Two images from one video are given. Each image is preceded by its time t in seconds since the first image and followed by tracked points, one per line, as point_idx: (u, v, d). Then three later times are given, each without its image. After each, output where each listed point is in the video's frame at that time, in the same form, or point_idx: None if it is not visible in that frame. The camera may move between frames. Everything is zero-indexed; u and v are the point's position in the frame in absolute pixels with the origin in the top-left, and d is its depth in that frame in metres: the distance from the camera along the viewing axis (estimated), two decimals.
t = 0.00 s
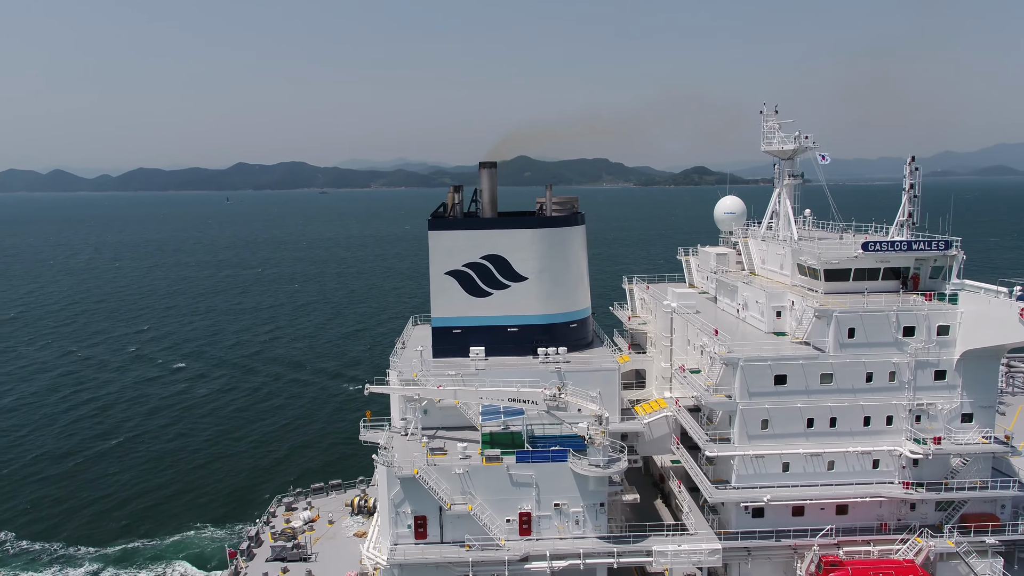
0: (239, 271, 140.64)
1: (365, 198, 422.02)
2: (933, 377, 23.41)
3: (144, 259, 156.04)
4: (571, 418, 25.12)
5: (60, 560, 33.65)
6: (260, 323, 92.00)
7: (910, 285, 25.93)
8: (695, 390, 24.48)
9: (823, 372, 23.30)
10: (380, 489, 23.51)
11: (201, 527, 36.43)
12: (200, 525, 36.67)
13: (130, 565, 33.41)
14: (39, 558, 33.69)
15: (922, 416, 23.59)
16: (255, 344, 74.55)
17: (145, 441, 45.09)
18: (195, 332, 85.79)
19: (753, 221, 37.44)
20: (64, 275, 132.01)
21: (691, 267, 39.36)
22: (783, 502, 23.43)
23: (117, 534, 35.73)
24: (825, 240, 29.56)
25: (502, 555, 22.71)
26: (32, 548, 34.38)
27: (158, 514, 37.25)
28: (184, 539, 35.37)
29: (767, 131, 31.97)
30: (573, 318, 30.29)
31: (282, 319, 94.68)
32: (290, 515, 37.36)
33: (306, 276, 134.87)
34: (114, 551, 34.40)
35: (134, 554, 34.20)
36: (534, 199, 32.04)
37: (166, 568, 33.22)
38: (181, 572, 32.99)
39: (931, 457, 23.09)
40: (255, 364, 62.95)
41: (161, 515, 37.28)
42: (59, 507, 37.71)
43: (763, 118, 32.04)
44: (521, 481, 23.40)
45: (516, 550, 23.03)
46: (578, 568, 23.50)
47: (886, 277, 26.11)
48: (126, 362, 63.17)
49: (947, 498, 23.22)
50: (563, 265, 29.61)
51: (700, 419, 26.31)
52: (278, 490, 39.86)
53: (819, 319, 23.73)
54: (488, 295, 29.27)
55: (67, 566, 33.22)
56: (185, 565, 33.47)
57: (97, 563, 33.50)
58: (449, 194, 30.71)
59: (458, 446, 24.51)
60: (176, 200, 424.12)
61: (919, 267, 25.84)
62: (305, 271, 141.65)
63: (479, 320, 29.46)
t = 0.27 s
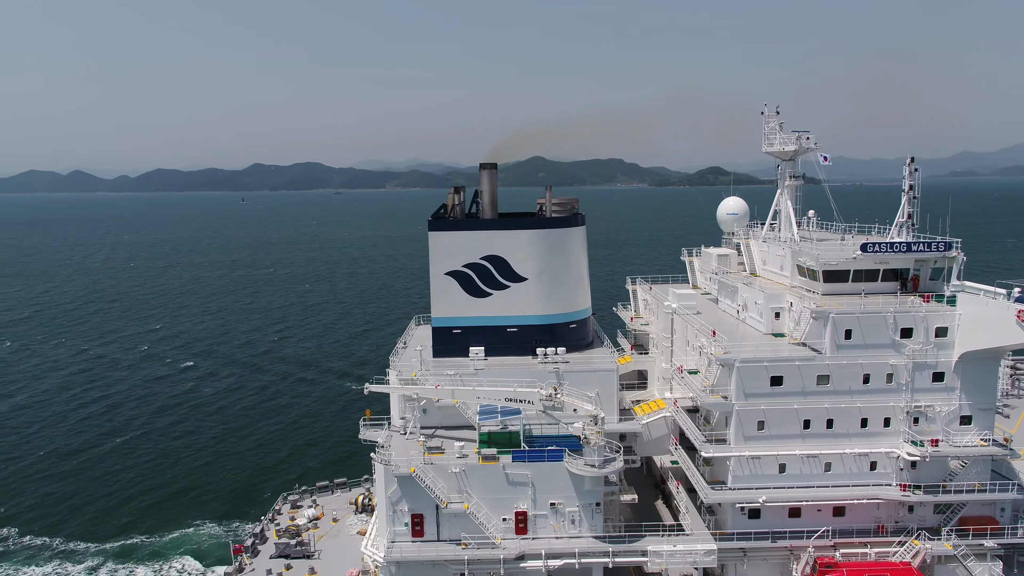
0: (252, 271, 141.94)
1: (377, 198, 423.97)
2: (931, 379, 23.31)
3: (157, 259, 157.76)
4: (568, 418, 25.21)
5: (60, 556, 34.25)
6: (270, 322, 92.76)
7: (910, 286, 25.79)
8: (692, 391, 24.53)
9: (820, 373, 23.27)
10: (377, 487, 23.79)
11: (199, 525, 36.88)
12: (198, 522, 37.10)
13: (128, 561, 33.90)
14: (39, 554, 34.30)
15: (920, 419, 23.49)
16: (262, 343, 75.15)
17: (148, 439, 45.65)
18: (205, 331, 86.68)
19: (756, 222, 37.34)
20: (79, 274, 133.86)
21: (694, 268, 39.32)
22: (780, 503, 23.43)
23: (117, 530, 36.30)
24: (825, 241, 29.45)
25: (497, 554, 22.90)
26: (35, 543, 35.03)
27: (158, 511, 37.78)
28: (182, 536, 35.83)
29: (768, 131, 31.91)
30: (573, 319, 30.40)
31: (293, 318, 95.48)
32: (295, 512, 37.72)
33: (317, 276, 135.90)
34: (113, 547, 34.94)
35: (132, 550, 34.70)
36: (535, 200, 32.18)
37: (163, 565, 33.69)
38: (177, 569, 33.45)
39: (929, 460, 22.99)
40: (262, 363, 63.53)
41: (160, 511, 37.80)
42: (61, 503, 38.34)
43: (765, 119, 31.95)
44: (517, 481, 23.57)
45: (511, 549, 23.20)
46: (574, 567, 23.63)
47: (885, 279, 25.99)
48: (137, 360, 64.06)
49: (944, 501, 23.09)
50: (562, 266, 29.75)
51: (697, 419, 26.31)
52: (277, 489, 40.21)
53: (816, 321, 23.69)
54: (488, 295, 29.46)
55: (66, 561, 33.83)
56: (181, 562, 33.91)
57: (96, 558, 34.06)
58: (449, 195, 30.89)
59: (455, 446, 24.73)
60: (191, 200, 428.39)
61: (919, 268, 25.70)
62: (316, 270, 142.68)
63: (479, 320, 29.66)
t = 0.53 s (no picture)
0: (264, 271, 143.20)
1: (389, 199, 425.97)
2: (929, 381, 23.23)
3: (172, 259, 159.63)
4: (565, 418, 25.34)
5: (61, 551, 34.87)
6: (280, 322, 93.59)
7: (910, 288, 25.68)
8: (689, 391, 24.59)
9: (816, 374, 23.27)
10: (376, 485, 24.08)
11: (197, 522, 37.29)
12: (197, 519, 37.53)
13: (126, 557, 34.41)
14: (41, 549, 34.92)
15: (918, 420, 23.40)
16: (271, 343, 75.83)
17: (151, 436, 46.26)
18: (216, 331, 87.58)
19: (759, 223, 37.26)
20: (95, 273, 135.82)
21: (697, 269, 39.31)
22: (775, 504, 23.43)
23: (117, 526, 36.84)
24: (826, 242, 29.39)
25: (493, 552, 23.10)
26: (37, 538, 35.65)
27: (158, 508, 38.27)
28: (180, 533, 36.29)
29: (770, 132, 31.90)
30: (572, 319, 30.53)
31: (303, 318, 96.24)
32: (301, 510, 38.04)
33: (328, 276, 136.85)
34: (113, 543, 35.48)
35: (131, 547, 35.21)
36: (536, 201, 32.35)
37: (161, 562, 34.15)
38: (174, 565, 33.90)
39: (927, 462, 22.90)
40: (269, 362, 64.09)
41: (160, 508, 38.30)
42: (64, 499, 38.98)
43: (766, 120, 31.94)
44: (514, 480, 23.75)
45: (507, 547, 23.39)
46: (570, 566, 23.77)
47: (885, 280, 25.90)
48: (147, 359, 64.91)
49: (942, 503, 22.99)
50: (562, 267, 29.90)
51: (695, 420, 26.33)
52: (276, 487, 40.55)
53: (813, 322, 23.68)
54: (488, 295, 29.68)
55: (67, 556, 34.42)
56: (178, 559, 34.34)
57: (95, 554, 34.61)
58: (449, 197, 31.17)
59: (453, 444, 24.97)
60: (206, 201, 432.73)
61: (919, 269, 25.59)
62: (327, 270, 143.72)
63: (479, 320, 29.88)
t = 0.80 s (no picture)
0: (276, 271, 144.48)
1: (401, 199, 427.69)
2: (927, 381, 23.17)
3: (186, 258, 161.50)
4: (562, 416, 25.53)
5: (62, 545, 35.48)
6: (290, 321, 94.44)
7: (909, 288, 25.60)
8: (686, 391, 24.68)
9: (813, 374, 23.28)
10: (375, 482, 24.39)
11: (196, 518, 37.71)
12: (196, 516, 37.95)
13: (125, 552, 34.94)
14: (44, 543, 35.55)
15: (915, 421, 23.33)
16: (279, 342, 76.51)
17: (155, 433, 46.86)
18: (227, 330, 88.54)
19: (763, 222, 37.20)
20: (110, 272, 137.72)
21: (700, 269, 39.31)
22: (771, 504, 23.47)
23: (118, 521, 37.41)
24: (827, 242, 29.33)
25: (490, 548, 23.35)
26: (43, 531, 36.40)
27: (158, 505, 38.76)
28: (178, 529, 36.74)
29: (771, 133, 31.88)
30: (573, 319, 30.69)
31: (314, 317, 96.99)
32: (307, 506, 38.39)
33: (339, 275, 137.83)
34: (113, 538, 36.05)
35: (130, 542, 35.73)
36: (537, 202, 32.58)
37: (160, 556, 34.68)
38: (172, 561, 34.36)
39: (924, 462, 22.83)
40: (276, 361, 64.67)
41: (160, 505, 38.81)
42: (68, 494, 39.66)
43: (768, 120, 31.94)
44: (511, 477, 23.97)
45: (504, 544, 23.64)
46: (566, 563, 23.98)
47: (884, 280, 25.84)
48: (156, 357, 65.75)
49: (939, 504, 22.90)
50: (562, 267, 30.09)
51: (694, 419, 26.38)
52: (278, 484, 40.94)
53: (809, 322, 23.69)
54: (488, 295, 29.93)
55: (68, 550, 35.03)
56: (177, 554, 34.82)
57: (96, 549, 35.18)
58: (449, 198, 31.42)
59: (452, 442, 25.23)
60: (219, 201, 436.58)
61: (918, 270, 25.52)
62: (339, 270, 144.77)
63: (479, 319, 30.12)
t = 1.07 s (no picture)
0: (288, 270, 145.76)
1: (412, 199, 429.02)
2: (924, 381, 23.14)
3: (199, 257, 163.25)
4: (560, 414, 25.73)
5: (65, 538, 36.14)
6: (300, 320, 95.25)
7: (909, 288, 25.55)
8: (684, 390, 24.80)
9: (810, 374, 23.33)
10: (374, 477, 24.74)
11: (196, 514, 38.21)
12: (196, 511, 38.46)
13: (126, 546, 35.53)
14: (46, 536, 36.21)
15: (913, 421, 23.29)
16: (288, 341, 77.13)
17: (160, 430, 47.52)
18: (237, 328, 89.43)
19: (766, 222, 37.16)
20: (125, 271, 139.50)
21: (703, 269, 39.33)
22: (767, 503, 23.53)
23: (120, 515, 38.01)
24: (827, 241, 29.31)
25: (487, 544, 23.62)
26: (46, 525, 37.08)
27: (159, 500, 39.32)
28: (178, 524, 37.26)
29: (772, 133, 31.88)
30: (573, 318, 30.87)
31: (323, 316, 97.74)
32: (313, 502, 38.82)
33: (350, 274, 138.78)
34: (114, 532, 36.64)
35: (131, 536, 36.32)
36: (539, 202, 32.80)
37: (159, 551, 35.22)
38: (171, 555, 34.91)
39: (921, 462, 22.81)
40: (282, 359, 65.28)
41: (162, 500, 39.35)
42: (73, 489, 40.35)
43: (769, 120, 31.93)
44: (508, 474, 24.22)
45: (501, 540, 23.90)
46: (563, 560, 24.21)
47: (884, 280, 25.81)
48: (165, 355, 66.62)
49: (937, 504, 22.86)
50: (563, 266, 30.29)
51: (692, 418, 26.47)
52: (280, 482, 41.34)
53: (806, 321, 23.73)
54: (490, 294, 30.19)
55: (70, 544, 35.69)
56: (176, 549, 35.35)
57: (97, 542, 35.80)
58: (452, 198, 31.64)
59: (451, 439, 25.52)
60: (233, 201, 440.47)
61: (917, 270, 25.46)
62: (350, 270, 145.69)
63: (480, 318, 30.38)
